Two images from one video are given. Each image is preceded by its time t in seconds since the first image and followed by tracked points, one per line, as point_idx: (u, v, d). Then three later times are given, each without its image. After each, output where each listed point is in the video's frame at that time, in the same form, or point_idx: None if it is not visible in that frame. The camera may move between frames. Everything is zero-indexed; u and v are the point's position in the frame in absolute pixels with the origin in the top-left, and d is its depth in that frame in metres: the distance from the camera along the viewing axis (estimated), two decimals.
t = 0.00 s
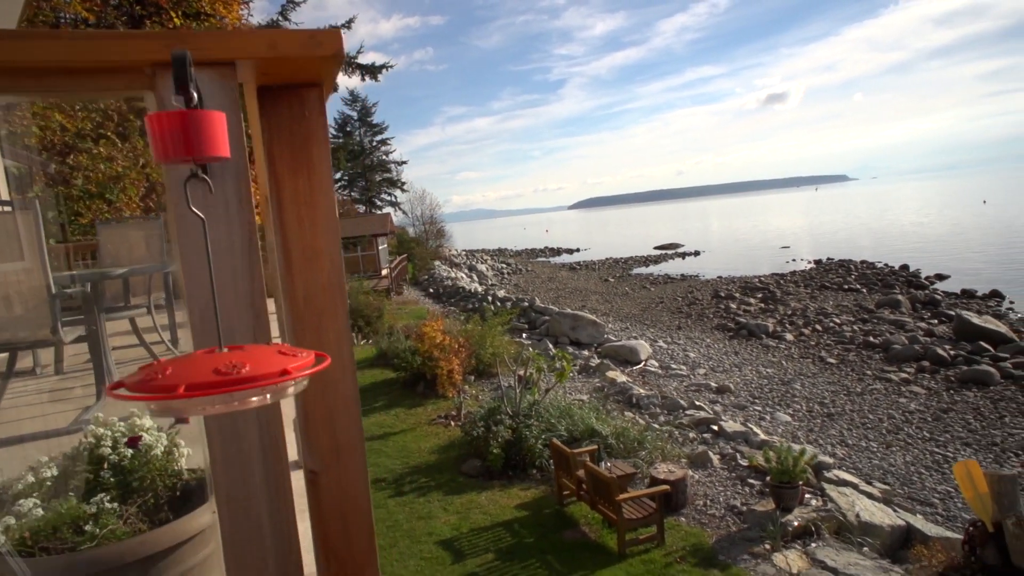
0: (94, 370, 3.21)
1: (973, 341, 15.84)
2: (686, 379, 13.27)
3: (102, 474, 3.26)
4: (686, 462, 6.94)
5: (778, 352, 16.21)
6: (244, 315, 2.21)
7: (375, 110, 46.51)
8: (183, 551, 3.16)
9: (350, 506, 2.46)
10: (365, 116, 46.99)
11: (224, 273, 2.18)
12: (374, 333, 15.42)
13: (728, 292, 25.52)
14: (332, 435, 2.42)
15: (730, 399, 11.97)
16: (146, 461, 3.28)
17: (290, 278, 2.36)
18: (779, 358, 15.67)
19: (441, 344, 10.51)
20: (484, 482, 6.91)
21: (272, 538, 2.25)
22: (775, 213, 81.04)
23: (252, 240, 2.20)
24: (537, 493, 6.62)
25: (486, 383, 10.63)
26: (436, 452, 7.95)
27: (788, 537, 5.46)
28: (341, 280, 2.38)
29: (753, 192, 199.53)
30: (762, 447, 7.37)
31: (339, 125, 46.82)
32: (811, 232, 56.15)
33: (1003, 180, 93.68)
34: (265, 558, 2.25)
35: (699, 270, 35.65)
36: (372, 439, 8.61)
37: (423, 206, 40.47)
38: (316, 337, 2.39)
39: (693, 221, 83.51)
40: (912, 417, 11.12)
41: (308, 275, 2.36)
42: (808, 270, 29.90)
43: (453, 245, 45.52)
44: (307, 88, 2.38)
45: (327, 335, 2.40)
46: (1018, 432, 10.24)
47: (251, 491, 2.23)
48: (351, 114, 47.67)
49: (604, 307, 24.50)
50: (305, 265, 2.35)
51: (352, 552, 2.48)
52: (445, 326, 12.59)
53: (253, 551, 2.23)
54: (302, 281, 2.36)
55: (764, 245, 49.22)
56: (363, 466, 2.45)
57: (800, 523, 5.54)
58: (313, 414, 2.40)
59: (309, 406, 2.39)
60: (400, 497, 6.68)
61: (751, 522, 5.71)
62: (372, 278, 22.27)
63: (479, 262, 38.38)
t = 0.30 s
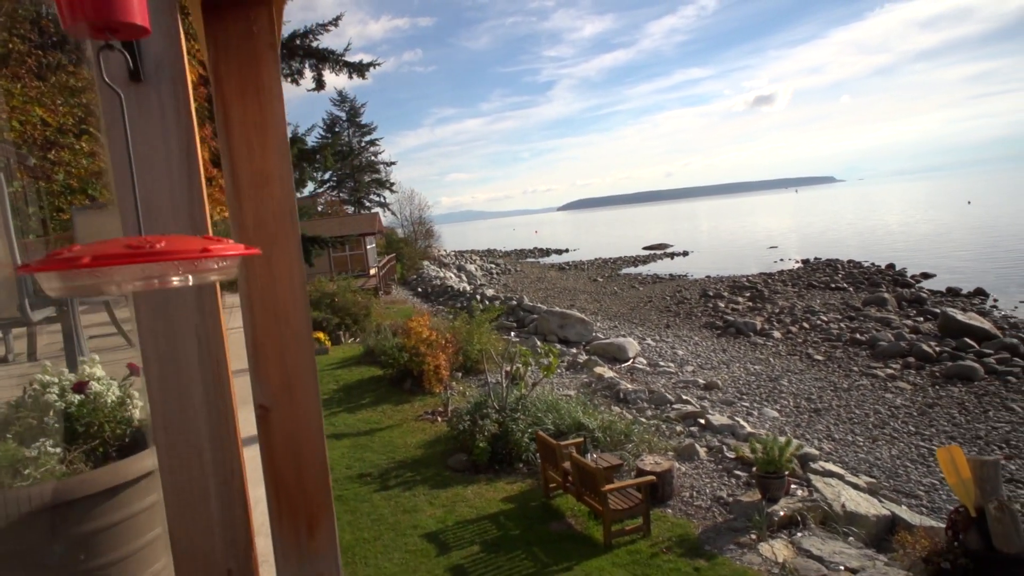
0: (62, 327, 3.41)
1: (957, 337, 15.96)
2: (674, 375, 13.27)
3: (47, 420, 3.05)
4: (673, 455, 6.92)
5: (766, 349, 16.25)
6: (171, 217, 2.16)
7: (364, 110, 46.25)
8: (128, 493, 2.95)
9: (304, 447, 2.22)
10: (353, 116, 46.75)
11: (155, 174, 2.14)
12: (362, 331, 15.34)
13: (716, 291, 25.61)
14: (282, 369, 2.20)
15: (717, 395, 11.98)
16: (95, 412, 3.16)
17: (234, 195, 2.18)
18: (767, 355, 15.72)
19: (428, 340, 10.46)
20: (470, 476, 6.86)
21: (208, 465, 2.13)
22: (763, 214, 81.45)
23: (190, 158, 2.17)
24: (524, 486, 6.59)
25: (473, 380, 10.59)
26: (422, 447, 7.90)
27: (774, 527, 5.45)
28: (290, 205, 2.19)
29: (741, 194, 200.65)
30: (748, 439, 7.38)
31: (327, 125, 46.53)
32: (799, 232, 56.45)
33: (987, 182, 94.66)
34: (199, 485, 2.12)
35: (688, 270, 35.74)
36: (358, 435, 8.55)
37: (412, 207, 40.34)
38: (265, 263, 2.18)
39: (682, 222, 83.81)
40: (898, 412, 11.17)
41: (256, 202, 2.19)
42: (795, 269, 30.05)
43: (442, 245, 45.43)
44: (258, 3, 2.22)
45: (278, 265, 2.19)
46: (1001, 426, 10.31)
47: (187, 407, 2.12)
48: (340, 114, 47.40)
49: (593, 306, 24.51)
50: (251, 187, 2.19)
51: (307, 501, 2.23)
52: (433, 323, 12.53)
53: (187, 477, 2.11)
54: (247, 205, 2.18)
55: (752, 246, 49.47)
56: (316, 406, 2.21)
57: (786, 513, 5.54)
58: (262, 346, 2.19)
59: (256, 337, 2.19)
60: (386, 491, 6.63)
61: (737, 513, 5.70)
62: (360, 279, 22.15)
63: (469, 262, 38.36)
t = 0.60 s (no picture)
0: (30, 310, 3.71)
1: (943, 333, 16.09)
2: (663, 372, 13.26)
3: None
4: (660, 447, 6.91)
5: (754, 346, 16.32)
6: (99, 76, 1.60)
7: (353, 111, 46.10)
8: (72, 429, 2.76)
9: (256, 382, 1.78)
10: (342, 117, 46.61)
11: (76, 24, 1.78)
12: (350, 330, 15.29)
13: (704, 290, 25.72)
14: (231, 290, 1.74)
15: (706, 391, 11.98)
16: (45, 351, 2.71)
17: (176, 85, 1.70)
18: (755, 352, 15.77)
19: (415, 336, 10.43)
20: (457, 469, 6.83)
21: (147, 373, 1.64)
22: (751, 215, 82.00)
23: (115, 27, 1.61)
24: (511, 479, 6.56)
25: (461, 376, 10.56)
26: (410, 442, 7.87)
27: (760, 516, 5.45)
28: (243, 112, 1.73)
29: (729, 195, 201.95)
30: (735, 431, 7.39)
31: (316, 125, 46.36)
32: (786, 233, 56.86)
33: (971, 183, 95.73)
34: (134, 398, 1.64)
35: (677, 270, 35.89)
36: (344, 430, 8.51)
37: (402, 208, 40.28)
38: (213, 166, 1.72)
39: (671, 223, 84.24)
40: (884, 407, 11.23)
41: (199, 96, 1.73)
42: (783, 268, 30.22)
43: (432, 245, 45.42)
44: None
45: (225, 158, 1.73)
46: (986, 419, 10.38)
47: (122, 305, 1.62)
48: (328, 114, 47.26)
49: (582, 305, 24.55)
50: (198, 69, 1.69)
51: (259, 438, 1.78)
52: (421, 320, 12.50)
53: (121, 395, 1.63)
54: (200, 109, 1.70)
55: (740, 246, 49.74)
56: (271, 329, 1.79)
57: (772, 502, 5.53)
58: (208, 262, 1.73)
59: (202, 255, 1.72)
60: (372, 485, 6.59)
61: (723, 502, 5.69)
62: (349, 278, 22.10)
63: (458, 262, 38.36)
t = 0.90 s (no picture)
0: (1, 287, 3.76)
1: (930, 329, 16.20)
2: (653, 368, 13.25)
3: None
4: (649, 439, 6.89)
5: (743, 343, 16.37)
6: None
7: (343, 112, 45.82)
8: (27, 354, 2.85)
9: (206, 309, 1.97)
10: (332, 117, 46.34)
11: None
12: (338, 328, 15.21)
13: (694, 288, 25.78)
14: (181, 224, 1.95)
15: (695, 386, 12.00)
16: None
17: (130, 58, 1.89)
18: (744, 348, 15.83)
19: (404, 331, 10.37)
20: (444, 463, 6.80)
21: (84, 288, 1.71)
22: (740, 215, 82.28)
23: None
24: (499, 472, 6.53)
25: (450, 373, 10.51)
26: (398, 437, 7.82)
27: (748, 505, 5.45)
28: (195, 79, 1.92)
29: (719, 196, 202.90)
30: (723, 423, 7.40)
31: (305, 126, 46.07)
32: (776, 233, 57.04)
33: (958, 184, 96.53)
34: (73, 323, 1.70)
35: (667, 270, 35.98)
36: (332, 426, 8.46)
37: (392, 208, 40.07)
38: (162, 107, 1.91)
39: (662, 224, 84.37)
40: (872, 400, 11.30)
41: (153, 73, 1.91)
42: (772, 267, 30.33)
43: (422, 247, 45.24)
44: None
45: (181, 123, 1.93)
46: (972, 411, 10.45)
47: (54, 213, 1.69)
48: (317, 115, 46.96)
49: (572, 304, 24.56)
50: (145, 10, 1.88)
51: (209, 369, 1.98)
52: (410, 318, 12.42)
53: (56, 302, 1.69)
54: (142, 30, 1.90)
55: (730, 246, 49.90)
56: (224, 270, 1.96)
57: (760, 491, 5.53)
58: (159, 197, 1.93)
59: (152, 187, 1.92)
60: (359, 479, 6.54)
61: (711, 491, 5.69)
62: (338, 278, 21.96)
63: (448, 263, 38.28)
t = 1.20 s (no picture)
0: None
1: (917, 326, 16.33)
2: (642, 365, 13.26)
3: None
4: (637, 431, 6.89)
5: (732, 341, 16.41)
6: None
7: (332, 112, 45.64)
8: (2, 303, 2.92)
9: (158, 224, 1.65)
10: (321, 118, 46.17)
11: None
12: (327, 327, 15.17)
13: (684, 287, 25.86)
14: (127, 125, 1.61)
15: (684, 383, 12.02)
16: None
17: None
18: (734, 346, 15.89)
19: (392, 328, 10.34)
20: (432, 456, 6.77)
21: (16, 175, 1.38)
22: (729, 216, 82.67)
23: None
24: (487, 465, 6.51)
25: (439, 369, 10.48)
26: (385, 431, 7.79)
27: (735, 495, 5.46)
28: None
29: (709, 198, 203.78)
30: (710, 415, 7.42)
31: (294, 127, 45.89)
32: (764, 234, 57.34)
33: (944, 185, 97.45)
34: (4, 209, 1.38)
35: (656, 270, 36.09)
36: (320, 422, 8.41)
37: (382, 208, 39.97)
38: None
39: (652, 225, 84.64)
40: (859, 396, 11.36)
41: None
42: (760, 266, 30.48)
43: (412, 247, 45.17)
44: None
45: None
46: (958, 405, 10.53)
47: None
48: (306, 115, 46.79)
49: (562, 303, 24.59)
50: None
51: (161, 285, 1.66)
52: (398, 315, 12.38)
53: None
54: None
55: (719, 247, 50.16)
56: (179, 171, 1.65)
57: (747, 481, 5.54)
58: (102, 87, 1.60)
59: (95, 90, 1.59)
60: (345, 473, 6.50)
61: (698, 482, 5.69)
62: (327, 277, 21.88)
63: (438, 263, 38.26)
